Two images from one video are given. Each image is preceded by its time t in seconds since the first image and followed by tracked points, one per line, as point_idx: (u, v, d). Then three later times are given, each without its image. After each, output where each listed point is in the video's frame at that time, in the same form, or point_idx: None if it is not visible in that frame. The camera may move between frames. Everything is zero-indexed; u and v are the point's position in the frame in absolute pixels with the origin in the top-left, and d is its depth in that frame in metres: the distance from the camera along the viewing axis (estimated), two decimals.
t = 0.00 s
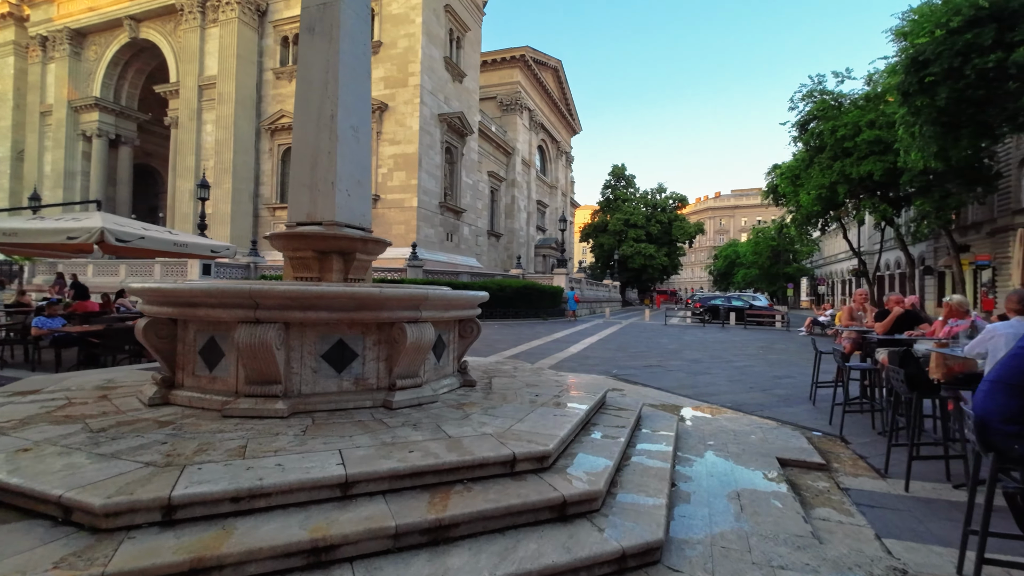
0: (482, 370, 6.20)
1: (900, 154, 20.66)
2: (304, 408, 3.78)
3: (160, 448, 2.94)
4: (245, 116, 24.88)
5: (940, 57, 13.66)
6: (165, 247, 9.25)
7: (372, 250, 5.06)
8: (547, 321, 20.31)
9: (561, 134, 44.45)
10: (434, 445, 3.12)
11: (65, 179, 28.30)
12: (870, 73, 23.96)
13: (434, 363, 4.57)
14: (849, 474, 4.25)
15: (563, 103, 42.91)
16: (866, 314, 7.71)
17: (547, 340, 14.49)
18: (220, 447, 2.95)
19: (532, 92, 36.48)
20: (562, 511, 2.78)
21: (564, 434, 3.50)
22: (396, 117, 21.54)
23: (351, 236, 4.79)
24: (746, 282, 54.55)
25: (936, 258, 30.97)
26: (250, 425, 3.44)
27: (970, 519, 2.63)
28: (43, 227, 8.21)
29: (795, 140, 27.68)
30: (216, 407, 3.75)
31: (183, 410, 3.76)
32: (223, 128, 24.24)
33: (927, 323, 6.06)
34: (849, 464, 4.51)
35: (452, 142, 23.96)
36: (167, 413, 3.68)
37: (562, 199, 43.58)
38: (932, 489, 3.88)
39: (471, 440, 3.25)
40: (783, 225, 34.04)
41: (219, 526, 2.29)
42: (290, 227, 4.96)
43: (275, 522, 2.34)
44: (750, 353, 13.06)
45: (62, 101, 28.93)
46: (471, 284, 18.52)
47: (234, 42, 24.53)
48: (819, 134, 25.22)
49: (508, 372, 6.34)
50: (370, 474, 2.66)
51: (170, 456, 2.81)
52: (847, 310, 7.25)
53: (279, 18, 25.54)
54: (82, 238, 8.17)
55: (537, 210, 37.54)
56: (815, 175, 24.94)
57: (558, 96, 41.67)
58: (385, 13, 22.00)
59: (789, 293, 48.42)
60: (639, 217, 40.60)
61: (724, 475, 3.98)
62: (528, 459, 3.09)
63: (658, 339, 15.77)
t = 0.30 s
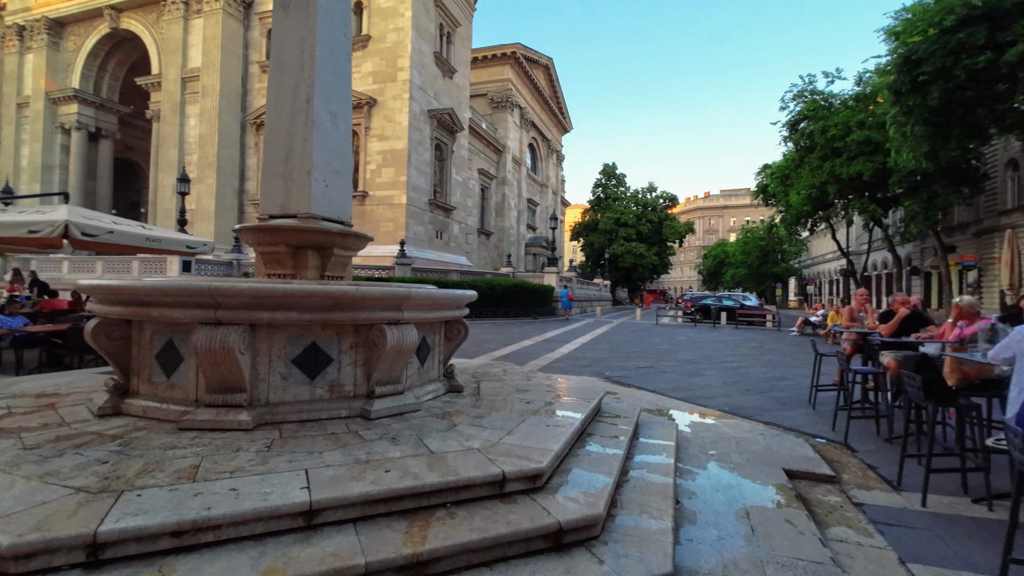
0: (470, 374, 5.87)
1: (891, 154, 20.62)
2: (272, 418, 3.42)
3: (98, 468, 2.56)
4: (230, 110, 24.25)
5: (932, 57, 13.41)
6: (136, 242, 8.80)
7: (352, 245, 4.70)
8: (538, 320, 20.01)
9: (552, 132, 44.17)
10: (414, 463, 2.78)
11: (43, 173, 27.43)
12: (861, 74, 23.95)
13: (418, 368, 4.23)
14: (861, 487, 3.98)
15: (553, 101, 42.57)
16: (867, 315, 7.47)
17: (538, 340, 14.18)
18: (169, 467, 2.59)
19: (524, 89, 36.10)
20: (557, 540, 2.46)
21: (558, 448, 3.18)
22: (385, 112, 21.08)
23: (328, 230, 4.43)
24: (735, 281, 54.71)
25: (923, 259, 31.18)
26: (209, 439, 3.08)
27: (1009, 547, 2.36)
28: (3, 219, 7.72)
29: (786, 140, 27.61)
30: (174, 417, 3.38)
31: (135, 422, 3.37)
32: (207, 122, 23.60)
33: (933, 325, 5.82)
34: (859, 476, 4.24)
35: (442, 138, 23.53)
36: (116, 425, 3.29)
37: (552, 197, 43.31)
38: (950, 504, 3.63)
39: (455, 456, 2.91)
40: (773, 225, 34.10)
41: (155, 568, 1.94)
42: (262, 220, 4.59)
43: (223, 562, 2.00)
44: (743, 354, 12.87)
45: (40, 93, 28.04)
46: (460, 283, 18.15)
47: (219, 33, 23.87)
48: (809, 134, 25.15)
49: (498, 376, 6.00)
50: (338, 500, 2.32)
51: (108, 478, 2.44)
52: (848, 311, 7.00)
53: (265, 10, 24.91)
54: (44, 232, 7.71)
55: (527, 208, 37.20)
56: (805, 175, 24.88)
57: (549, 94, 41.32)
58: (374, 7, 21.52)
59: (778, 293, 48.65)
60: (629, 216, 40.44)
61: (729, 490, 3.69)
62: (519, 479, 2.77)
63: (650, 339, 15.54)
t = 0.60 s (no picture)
0: (468, 378, 5.59)
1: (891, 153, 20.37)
2: (250, 430, 3.13)
3: (48, 491, 2.27)
4: (225, 107, 23.88)
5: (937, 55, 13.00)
6: (121, 239, 8.47)
7: (343, 242, 4.42)
8: (536, 320, 19.74)
9: (550, 131, 43.90)
10: (406, 482, 2.50)
11: (34, 170, 27.00)
12: (861, 73, 23.75)
13: (412, 373, 3.96)
14: (885, 502, 3.72)
15: (551, 100, 42.27)
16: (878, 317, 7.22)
17: (536, 341, 13.91)
18: (129, 490, 2.29)
19: (521, 88, 35.79)
20: (566, 571, 2.20)
21: (564, 463, 2.91)
22: (381, 110, 20.77)
23: (316, 226, 4.14)
24: (732, 281, 54.54)
25: (921, 259, 31.08)
26: (180, 454, 2.79)
27: None
28: None
29: (785, 139, 27.38)
30: (144, 429, 3.09)
31: (101, 434, 3.08)
32: (201, 119, 23.24)
33: (953, 328, 5.57)
34: (882, 488, 3.98)
35: (439, 137, 23.23)
36: (80, 438, 3.01)
37: (550, 197, 43.05)
38: (984, 520, 3.37)
39: (452, 474, 2.63)
40: (771, 225, 33.91)
41: None
42: (246, 215, 4.31)
43: None
44: (745, 355, 12.64)
45: (32, 89, 27.59)
46: (457, 282, 17.87)
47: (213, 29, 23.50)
48: (809, 134, 24.89)
49: (496, 380, 5.72)
50: (319, 528, 2.04)
51: (58, 503, 2.15)
52: (860, 313, 6.75)
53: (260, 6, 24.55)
54: (22, 228, 7.37)
55: (525, 207, 36.92)
56: (805, 175, 24.64)
57: (547, 93, 41.02)
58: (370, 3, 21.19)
59: (775, 293, 48.53)
60: (628, 216, 40.20)
61: (747, 506, 3.41)
62: (522, 500, 2.50)
63: (650, 340, 15.28)
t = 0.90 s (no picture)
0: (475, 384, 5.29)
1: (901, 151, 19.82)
2: (238, 444, 2.84)
3: None
4: (227, 106, 23.66)
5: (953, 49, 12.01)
6: (116, 237, 8.19)
7: (344, 239, 4.13)
8: (541, 321, 19.42)
9: (554, 131, 43.58)
10: (410, 508, 2.20)
11: (38, 170, 26.88)
12: (871, 71, 23.28)
13: (415, 380, 3.67)
14: (933, 522, 3.40)
15: (555, 99, 41.88)
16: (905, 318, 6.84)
17: (542, 342, 13.59)
18: (92, 519, 2.00)
19: (525, 87, 35.45)
20: None
21: (585, 484, 2.60)
22: (384, 109, 20.50)
23: (313, 220, 3.84)
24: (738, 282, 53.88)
25: (931, 259, 30.60)
26: (157, 474, 2.49)
27: None
28: None
29: (793, 137, 26.92)
30: (120, 443, 2.80)
31: (74, 448, 2.79)
32: (204, 119, 23.03)
33: (992, 331, 5.21)
34: (927, 506, 3.66)
35: (443, 136, 22.93)
36: (49, 454, 2.72)
37: (554, 197, 42.71)
38: None
39: (461, 498, 2.33)
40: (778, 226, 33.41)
41: None
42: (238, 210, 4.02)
43: None
44: (757, 357, 12.28)
45: (35, 89, 27.46)
46: (461, 282, 17.56)
47: (216, 28, 23.29)
48: (817, 132, 24.29)
49: (504, 385, 5.41)
50: (307, 568, 1.75)
51: (8, 536, 1.86)
52: (886, 314, 6.38)
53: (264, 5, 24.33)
54: (12, 226, 7.09)
55: (529, 207, 36.60)
56: (813, 174, 24.12)
57: (550, 92, 40.68)
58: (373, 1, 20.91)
59: (781, 293, 48.04)
60: (632, 216, 39.82)
61: (784, 528, 3.10)
62: (541, 530, 2.19)
63: (658, 341, 14.92)
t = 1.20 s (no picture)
0: (486, 398, 5.02)
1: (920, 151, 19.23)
2: (231, 474, 2.59)
3: None
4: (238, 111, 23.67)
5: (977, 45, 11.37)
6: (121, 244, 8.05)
7: (349, 247, 3.90)
8: (551, 326, 19.12)
9: (564, 133, 43.30)
10: (417, 558, 1.93)
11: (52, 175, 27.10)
12: (888, 70, 22.73)
13: (424, 399, 3.41)
14: (995, 559, 3.06)
15: (564, 101, 41.59)
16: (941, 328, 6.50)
17: (554, 348, 13.28)
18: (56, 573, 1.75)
19: (534, 90, 35.24)
20: None
21: (613, 523, 2.32)
22: (393, 112, 20.36)
23: (315, 228, 3.61)
24: (749, 285, 53.20)
25: (949, 261, 29.90)
26: (138, 511, 2.25)
27: None
28: None
29: (807, 138, 26.42)
30: (104, 473, 2.57)
31: (54, 479, 2.56)
32: (215, 123, 23.05)
33: None
34: (985, 539, 3.32)
35: (452, 139, 22.76)
36: (26, 486, 2.49)
37: (563, 199, 42.42)
38: None
39: (475, 545, 2.06)
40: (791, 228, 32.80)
41: None
42: (237, 216, 3.80)
43: None
44: (776, 364, 11.90)
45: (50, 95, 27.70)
46: (470, 286, 17.32)
47: (227, 33, 23.32)
48: (832, 133, 23.65)
49: (517, 399, 5.12)
50: None
51: None
52: (920, 324, 6.07)
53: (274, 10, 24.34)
54: (15, 234, 6.94)
55: (538, 210, 36.34)
56: (827, 175, 23.53)
57: (559, 94, 40.43)
58: (382, 5, 20.78)
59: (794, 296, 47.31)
60: (642, 218, 39.41)
61: (831, 567, 2.79)
62: None
63: (672, 347, 14.56)
